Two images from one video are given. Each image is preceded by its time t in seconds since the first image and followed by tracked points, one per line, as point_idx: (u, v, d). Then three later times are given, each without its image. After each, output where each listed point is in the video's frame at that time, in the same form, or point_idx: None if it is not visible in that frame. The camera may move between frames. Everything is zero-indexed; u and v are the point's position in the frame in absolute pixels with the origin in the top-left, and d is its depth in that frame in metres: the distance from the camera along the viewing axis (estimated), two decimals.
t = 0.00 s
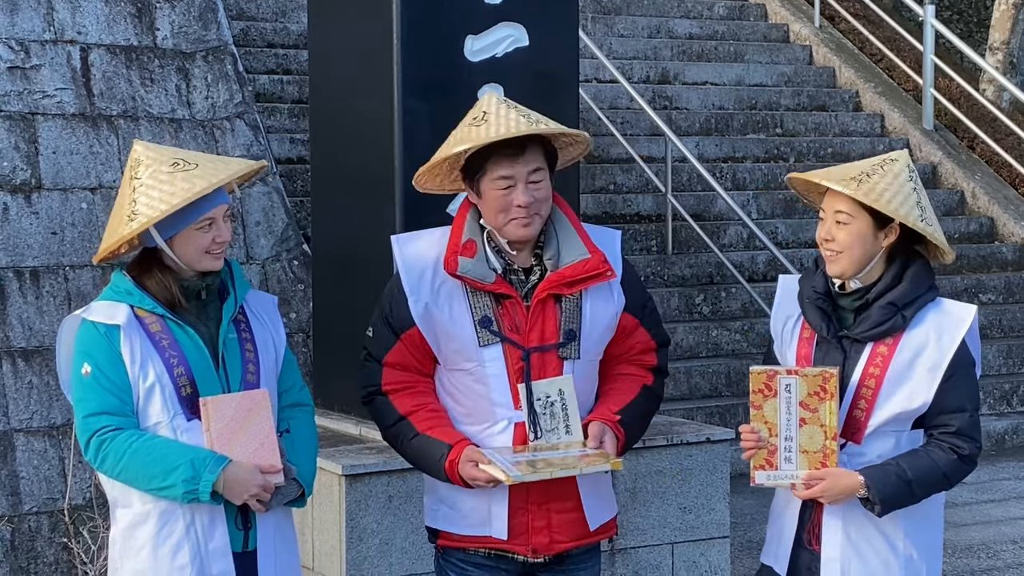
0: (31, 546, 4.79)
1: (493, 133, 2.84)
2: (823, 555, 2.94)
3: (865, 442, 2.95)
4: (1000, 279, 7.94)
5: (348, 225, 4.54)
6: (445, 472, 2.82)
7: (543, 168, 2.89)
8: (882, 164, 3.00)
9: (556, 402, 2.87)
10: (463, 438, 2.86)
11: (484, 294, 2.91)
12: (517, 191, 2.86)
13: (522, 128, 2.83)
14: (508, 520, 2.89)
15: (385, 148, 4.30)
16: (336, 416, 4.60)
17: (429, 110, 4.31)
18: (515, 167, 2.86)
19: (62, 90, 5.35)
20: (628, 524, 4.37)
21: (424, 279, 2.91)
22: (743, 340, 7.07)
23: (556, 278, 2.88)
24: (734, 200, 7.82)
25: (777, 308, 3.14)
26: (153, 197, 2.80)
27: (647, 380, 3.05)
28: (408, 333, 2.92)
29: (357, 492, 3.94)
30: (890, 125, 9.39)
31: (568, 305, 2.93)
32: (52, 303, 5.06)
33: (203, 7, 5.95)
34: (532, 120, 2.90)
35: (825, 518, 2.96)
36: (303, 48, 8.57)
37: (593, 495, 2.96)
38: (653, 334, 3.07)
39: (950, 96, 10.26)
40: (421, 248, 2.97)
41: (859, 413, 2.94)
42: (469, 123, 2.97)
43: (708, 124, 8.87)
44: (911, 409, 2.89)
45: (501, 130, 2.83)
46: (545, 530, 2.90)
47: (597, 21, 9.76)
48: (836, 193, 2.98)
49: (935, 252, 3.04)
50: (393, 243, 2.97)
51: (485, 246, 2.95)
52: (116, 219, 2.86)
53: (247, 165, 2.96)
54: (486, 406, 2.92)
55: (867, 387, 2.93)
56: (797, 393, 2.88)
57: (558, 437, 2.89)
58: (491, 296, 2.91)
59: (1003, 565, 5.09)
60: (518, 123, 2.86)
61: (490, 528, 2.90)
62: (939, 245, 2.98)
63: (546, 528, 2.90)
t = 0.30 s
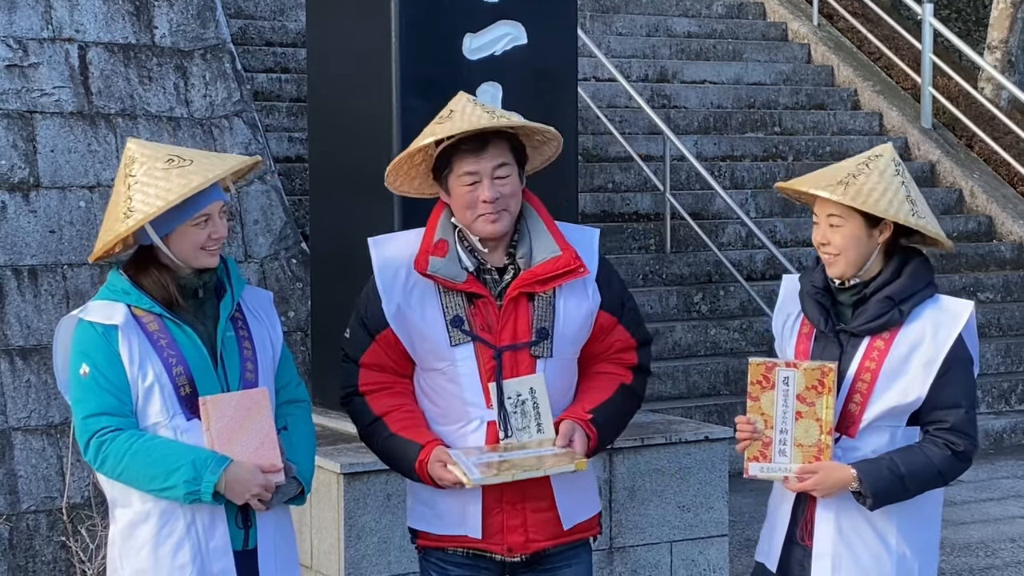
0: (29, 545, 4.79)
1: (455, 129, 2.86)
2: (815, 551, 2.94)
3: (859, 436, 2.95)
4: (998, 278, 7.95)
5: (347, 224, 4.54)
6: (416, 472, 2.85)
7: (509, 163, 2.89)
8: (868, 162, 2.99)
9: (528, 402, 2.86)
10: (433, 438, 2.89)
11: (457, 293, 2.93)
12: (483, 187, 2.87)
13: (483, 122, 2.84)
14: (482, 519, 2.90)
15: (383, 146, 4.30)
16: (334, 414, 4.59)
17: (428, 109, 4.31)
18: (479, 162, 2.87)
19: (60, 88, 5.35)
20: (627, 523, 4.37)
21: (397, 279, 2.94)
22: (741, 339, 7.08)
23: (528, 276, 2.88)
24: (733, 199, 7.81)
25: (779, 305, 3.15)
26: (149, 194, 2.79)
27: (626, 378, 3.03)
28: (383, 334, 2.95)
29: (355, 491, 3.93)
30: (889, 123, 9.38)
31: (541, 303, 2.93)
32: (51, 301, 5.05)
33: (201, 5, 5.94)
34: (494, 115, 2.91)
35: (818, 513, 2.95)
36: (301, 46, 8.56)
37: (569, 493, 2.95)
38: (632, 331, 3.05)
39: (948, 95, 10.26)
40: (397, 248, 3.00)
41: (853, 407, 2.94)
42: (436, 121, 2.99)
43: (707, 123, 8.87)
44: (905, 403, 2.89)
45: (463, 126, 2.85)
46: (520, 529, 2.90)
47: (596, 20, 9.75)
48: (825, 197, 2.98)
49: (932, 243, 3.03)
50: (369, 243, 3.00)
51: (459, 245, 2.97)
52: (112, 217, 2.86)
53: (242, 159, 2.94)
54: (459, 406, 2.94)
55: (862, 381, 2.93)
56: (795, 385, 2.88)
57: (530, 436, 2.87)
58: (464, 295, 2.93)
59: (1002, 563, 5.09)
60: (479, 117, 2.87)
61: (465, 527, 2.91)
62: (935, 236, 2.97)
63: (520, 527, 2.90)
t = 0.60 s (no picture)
0: (27, 544, 4.79)
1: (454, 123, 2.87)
2: (814, 550, 2.94)
3: (855, 433, 2.94)
4: (996, 277, 7.95)
5: (345, 222, 4.54)
6: (402, 464, 2.88)
7: (508, 158, 2.89)
8: (865, 155, 3.00)
9: (517, 396, 2.86)
10: (422, 431, 2.92)
11: (453, 287, 2.94)
12: (482, 182, 2.87)
13: (482, 117, 2.85)
14: (470, 513, 2.91)
15: (382, 144, 4.30)
16: (332, 413, 4.59)
17: (426, 106, 4.31)
18: (478, 157, 2.88)
19: (58, 86, 5.34)
20: (626, 521, 4.37)
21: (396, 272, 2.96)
22: (739, 337, 7.08)
23: (524, 271, 2.88)
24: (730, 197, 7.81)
25: (776, 305, 3.15)
26: (148, 193, 2.79)
27: (624, 381, 3.00)
28: (380, 327, 2.98)
29: (353, 489, 3.93)
30: (887, 122, 9.38)
31: (536, 299, 2.92)
32: (48, 300, 5.05)
33: (199, 3, 5.94)
34: (493, 111, 2.91)
35: (817, 512, 2.95)
36: (299, 45, 8.55)
37: (557, 489, 2.94)
38: (633, 335, 3.02)
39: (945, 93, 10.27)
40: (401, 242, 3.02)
41: (848, 403, 2.93)
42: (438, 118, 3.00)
43: (705, 121, 8.87)
44: (899, 399, 2.89)
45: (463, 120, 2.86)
46: (507, 525, 2.90)
47: (594, 18, 9.74)
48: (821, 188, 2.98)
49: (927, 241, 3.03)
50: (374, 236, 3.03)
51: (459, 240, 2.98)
52: (111, 215, 2.85)
53: (243, 160, 2.94)
54: (451, 399, 2.95)
55: (857, 377, 2.92)
56: (790, 383, 2.88)
57: (516, 431, 2.87)
58: (460, 290, 2.94)
59: (1000, 562, 5.10)
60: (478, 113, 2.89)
61: (452, 522, 2.92)
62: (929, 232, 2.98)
63: (507, 523, 2.90)
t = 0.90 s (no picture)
0: (24, 543, 4.79)
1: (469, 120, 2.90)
2: (807, 549, 2.94)
3: (849, 434, 2.95)
4: (993, 276, 7.96)
5: (343, 221, 4.53)
6: (415, 450, 2.90)
7: (515, 165, 2.86)
8: (865, 156, 3.00)
9: (527, 394, 2.84)
10: (436, 421, 2.93)
11: (475, 281, 2.95)
12: (485, 183, 2.88)
13: (491, 120, 2.85)
14: (473, 507, 2.93)
15: (379, 143, 4.30)
16: (330, 412, 4.59)
17: (423, 105, 4.31)
18: (487, 158, 2.88)
19: (55, 85, 5.34)
20: (623, 520, 4.37)
21: (424, 263, 2.99)
22: (737, 336, 7.08)
23: (546, 272, 2.88)
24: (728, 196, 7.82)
25: (777, 303, 3.16)
26: (149, 191, 2.79)
27: (644, 389, 2.97)
28: (405, 314, 3.01)
29: (350, 488, 3.93)
30: (884, 121, 9.39)
31: (556, 299, 2.91)
32: (46, 299, 5.05)
33: (196, 2, 5.93)
34: (508, 114, 2.90)
35: (811, 511, 2.95)
36: (297, 44, 8.54)
37: (564, 490, 2.92)
38: (656, 343, 2.99)
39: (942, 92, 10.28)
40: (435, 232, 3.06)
41: (844, 404, 2.94)
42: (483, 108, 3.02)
43: (702, 120, 8.88)
44: (894, 401, 2.89)
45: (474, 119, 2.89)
46: (508, 521, 2.90)
47: (592, 17, 9.74)
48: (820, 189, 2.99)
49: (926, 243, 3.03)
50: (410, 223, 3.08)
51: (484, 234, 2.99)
52: (111, 214, 2.85)
53: (244, 160, 2.94)
54: (465, 392, 2.96)
55: (851, 378, 2.92)
56: (785, 382, 2.89)
57: (524, 430, 2.83)
58: (481, 284, 2.95)
59: (997, 561, 5.10)
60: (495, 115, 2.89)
61: (457, 514, 2.95)
62: (928, 234, 2.98)
63: (509, 519, 2.90)
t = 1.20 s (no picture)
0: (21, 541, 4.80)
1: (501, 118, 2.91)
2: (799, 548, 2.95)
3: (844, 437, 2.95)
4: (990, 274, 7.96)
5: (340, 219, 4.53)
6: (421, 439, 2.98)
7: (542, 166, 2.86)
8: (870, 157, 3.00)
9: (530, 400, 2.84)
10: (447, 416, 2.99)
11: (497, 280, 2.97)
12: (514, 182, 2.89)
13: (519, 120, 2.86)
14: (473, 501, 2.94)
15: (376, 141, 4.29)
16: (327, 410, 4.59)
17: (420, 103, 4.31)
18: (517, 158, 2.89)
19: (51, 83, 5.33)
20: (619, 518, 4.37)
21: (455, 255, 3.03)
22: (734, 335, 7.08)
23: (565, 279, 2.87)
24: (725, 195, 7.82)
25: (779, 299, 3.17)
26: (153, 187, 2.79)
27: (659, 404, 2.93)
28: (432, 302, 3.06)
29: (347, 487, 3.93)
30: (881, 119, 9.39)
31: (572, 307, 2.89)
32: (42, 297, 5.04)
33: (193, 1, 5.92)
34: (538, 115, 2.89)
35: (804, 510, 2.96)
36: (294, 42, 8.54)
37: (565, 495, 2.91)
38: (677, 358, 2.94)
39: (939, 91, 10.30)
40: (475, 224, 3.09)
41: (840, 407, 2.94)
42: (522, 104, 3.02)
43: (699, 119, 8.89)
44: (890, 407, 2.89)
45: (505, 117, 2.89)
46: (506, 521, 2.90)
47: (589, 15, 9.74)
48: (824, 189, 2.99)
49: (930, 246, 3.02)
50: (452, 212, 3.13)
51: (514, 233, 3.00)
52: (115, 210, 2.85)
53: (247, 158, 2.94)
54: (476, 390, 2.98)
55: (847, 382, 2.93)
56: (781, 384, 2.89)
57: (524, 435, 2.84)
58: (502, 284, 2.97)
59: (994, 559, 5.10)
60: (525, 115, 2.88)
61: (459, 507, 2.97)
62: (931, 238, 2.97)
63: (507, 518, 2.90)
